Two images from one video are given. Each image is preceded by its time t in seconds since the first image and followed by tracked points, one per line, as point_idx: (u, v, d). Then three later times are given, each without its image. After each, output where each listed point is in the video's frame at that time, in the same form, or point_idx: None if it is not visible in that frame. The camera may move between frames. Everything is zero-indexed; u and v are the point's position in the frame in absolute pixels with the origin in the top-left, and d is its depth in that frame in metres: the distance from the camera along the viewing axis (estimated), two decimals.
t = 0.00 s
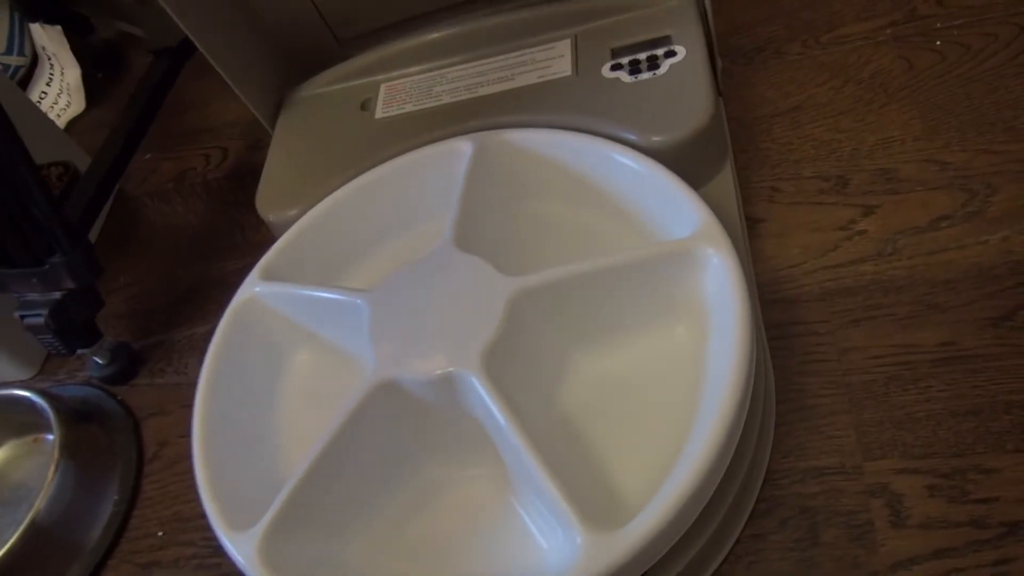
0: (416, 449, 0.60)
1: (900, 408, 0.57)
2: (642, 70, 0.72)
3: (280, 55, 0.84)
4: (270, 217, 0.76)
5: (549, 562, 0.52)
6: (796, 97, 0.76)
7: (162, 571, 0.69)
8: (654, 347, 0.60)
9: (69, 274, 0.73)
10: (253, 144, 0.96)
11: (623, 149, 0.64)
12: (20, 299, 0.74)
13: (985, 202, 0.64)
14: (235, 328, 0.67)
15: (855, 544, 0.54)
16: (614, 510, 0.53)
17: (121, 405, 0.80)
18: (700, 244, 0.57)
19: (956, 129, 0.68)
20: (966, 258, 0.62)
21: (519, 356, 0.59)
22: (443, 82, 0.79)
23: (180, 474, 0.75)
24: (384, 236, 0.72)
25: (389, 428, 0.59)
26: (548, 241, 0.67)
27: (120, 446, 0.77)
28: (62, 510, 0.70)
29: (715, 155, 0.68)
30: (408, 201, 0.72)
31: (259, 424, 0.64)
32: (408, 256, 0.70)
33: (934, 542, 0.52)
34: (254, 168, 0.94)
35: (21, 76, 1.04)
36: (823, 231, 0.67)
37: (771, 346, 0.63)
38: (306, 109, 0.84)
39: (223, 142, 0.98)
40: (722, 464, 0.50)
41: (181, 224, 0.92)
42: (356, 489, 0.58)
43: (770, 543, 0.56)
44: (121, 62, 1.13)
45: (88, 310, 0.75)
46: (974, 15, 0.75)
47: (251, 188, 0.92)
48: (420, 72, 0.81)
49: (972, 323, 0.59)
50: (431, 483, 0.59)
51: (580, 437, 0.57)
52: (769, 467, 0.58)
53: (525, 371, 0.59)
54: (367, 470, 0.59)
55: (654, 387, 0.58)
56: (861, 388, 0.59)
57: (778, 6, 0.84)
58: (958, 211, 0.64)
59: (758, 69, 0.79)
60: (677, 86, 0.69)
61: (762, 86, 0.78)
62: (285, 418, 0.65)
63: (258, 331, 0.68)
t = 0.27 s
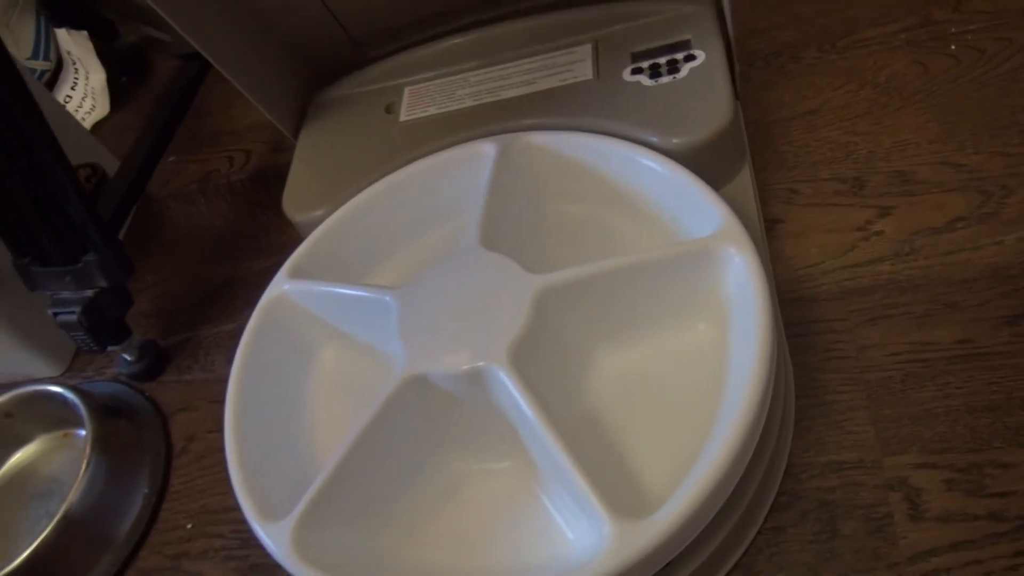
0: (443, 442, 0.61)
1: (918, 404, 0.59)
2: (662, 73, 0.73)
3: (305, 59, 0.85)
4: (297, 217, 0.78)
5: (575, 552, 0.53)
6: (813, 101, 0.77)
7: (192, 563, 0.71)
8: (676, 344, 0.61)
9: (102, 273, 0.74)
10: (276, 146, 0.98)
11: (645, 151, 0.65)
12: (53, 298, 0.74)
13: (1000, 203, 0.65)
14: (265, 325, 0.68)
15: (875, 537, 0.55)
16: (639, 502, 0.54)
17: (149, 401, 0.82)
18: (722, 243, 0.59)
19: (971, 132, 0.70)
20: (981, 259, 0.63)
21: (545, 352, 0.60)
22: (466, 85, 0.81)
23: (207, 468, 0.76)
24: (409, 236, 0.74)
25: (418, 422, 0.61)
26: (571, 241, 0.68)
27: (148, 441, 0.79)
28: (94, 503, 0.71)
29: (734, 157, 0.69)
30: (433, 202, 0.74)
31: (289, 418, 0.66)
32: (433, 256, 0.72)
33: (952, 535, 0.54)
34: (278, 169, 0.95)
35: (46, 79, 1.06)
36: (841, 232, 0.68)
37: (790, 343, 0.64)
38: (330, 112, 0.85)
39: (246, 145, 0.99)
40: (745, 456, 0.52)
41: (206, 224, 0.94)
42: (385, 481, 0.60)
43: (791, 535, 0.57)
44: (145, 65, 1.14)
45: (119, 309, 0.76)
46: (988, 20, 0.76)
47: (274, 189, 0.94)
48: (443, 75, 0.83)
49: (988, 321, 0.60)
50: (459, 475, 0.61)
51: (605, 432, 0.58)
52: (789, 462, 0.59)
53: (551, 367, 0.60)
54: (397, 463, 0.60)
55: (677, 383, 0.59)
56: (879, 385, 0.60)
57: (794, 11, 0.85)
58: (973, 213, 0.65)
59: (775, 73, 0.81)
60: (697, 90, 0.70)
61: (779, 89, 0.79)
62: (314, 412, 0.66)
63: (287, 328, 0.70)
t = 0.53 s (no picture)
0: (453, 448, 0.62)
1: (924, 415, 0.59)
2: (672, 85, 0.74)
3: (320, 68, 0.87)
4: (310, 224, 0.79)
5: (583, 558, 0.54)
6: (822, 113, 0.78)
7: (202, 565, 0.72)
8: (684, 353, 0.62)
9: (117, 277, 0.76)
10: (288, 153, 0.99)
11: (655, 162, 0.66)
12: (68, 300, 0.76)
13: (1006, 217, 0.66)
14: (277, 330, 0.69)
15: (880, 545, 0.55)
16: (647, 508, 0.54)
17: (161, 404, 0.83)
18: (730, 254, 0.59)
19: (978, 146, 0.70)
20: (987, 271, 0.64)
21: (555, 359, 0.61)
22: (478, 95, 0.82)
23: (218, 472, 0.77)
24: (420, 244, 0.75)
25: (428, 427, 0.62)
26: (581, 250, 0.69)
27: (160, 444, 0.79)
28: (106, 504, 0.72)
29: (743, 168, 0.70)
30: (444, 210, 0.74)
31: (301, 422, 0.67)
32: (444, 263, 0.73)
33: (957, 545, 0.54)
34: (290, 177, 0.97)
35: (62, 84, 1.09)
36: (848, 244, 0.69)
37: (797, 353, 0.65)
38: (344, 120, 0.87)
39: (259, 152, 1.01)
40: (752, 464, 0.52)
41: (219, 230, 0.95)
42: (395, 485, 0.60)
43: (797, 543, 0.57)
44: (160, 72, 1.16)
45: (133, 312, 0.78)
46: (996, 35, 0.77)
47: (287, 195, 0.95)
48: (455, 85, 0.84)
49: (994, 333, 0.61)
50: (468, 480, 0.61)
51: (613, 439, 0.59)
52: (795, 470, 0.60)
53: (560, 374, 0.61)
54: (407, 467, 0.61)
55: (685, 391, 0.60)
56: (885, 395, 0.61)
57: (803, 24, 0.86)
58: (980, 225, 0.66)
59: (784, 85, 0.82)
60: (707, 102, 0.71)
61: (788, 102, 0.80)
62: (325, 417, 0.67)
63: (299, 333, 0.70)
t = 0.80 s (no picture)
0: (444, 456, 0.62)
1: (920, 426, 0.58)
2: (668, 92, 0.74)
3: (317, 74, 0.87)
4: (305, 230, 0.78)
5: (574, 568, 0.53)
6: (819, 121, 0.77)
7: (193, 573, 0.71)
8: (678, 362, 0.61)
9: (111, 283, 0.75)
10: (286, 159, 0.99)
11: (650, 169, 0.65)
12: (63, 306, 0.75)
13: (1005, 226, 0.65)
14: (270, 337, 0.69)
15: (874, 558, 0.55)
16: (638, 518, 0.54)
17: (155, 410, 0.83)
18: (724, 262, 0.59)
19: (976, 155, 0.70)
20: (984, 281, 0.63)
21: (547, 367, 0.61)
22: (474, 101, 0.81)
23: (211, 479, 0.77)
24: (414, 250, 0.74)
25: (419, 434, 0.61)
26: (575, 257, 0.69)
27: (153, 450, 0.79)
28: (97, 511, 0.72)
29: (739, 176, 0.69)
30: (439, 217, 0.74)
31: (292, 430, 0.66)
32: (438, 270, 0.73)
33: (951, 558, 0.53)
34: (288, 183, 0.96)
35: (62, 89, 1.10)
36: (845, 252, 0.68)
37: (792, 362, 0.64)
38: (340, 126, 0.86)
39: (257, 157, 1.01)
40: (745, 474, 0.52)
41: (215, 236, 0.95)
42: (386, 494, 0.60)
43: (790, 555, 0.57)
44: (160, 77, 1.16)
45: (128, 319, 0.77)
46: (996, 43, 0.76)
47: (284, 201, 0.95)
48: (452, 92, 0.84)
49: (992, 343, 0.60)
50: (459, 489, 0.61)
51: (605, 448, 0.58)
52: (789, 481, 0.59)
53: (553, 382, 0.60)
54: (397, 476, 0.60)
55: (678, 400, 0.59)
56: (881, 406, 0.60)
57: (802, 32, 0.85)
58: (977, 235, 0.65)
59: (782, 93, 0.81)
60: (702, 111, 0.71)
61: (786, 109, 0.80)
62: (317, 424, 0.67)
63: (292, 340, 0.70)
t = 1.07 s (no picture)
0: (443, 463, 0.60)
1: (928, 431, 0.57)
2: (670, 92, 0.73)
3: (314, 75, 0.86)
4: (302, 233, 0.77)
5: None
6: (824, 121, 0.76)
7: None
8: (680, 367, 0.60)
9: (105, 288, 0.74)
10: (284, 162, 0.98)
11: (652, 170, 0.64)
12: (57, 312, 0.75)
13: (1013, 226, 0.64)
14: (265, 342, 0.68)
15: (882, 567, 0.53)
16: (640, 527, 0.53)
17: (151, 416, 0.82)
18: (727, 265, 0.58)
19: (984, 154, 0.68)
20: (993, 283, 0.62)
21: (546, 373, 0.60)
22: (473, 103, 0.80)
23: (207, 486, 0.76)
24: (412, 254, 0.73)
25: (417, 441, 0.60)
26: (575, 260, 0.68)
27: (149, 457, 0.78)
28: (91, 519, 0.71)
29: (742, 177, 0.68)
30: (437, 220, 0.73)
31: (288, 436, 0.65)
32: (437, 274, 0.71)
33: (962, 567, 0.52)
34: (286, 186, 0.95)
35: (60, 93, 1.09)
36: (850, 254, 0.67)
37: (797, 366, 0.63)
38: (338, 128, 0.85)
39: (255, 161, 1.00)
40: (750, 481, 0.50)
41: (212, 239, 0.94)
42: (383, 502, 0.59)
43: (796, 565, 0.55)
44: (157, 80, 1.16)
45: (123, 324, 0.76)
46: (1002, 40, 0.75)
47: (282, 205, 0.94)
48: (451, 93, 0.83)
49: (1001, 347, 0.59)
50: (457, 497, 0.60)
51: (606, 455, 0.57)
52: (795, 488, 0.58)
53: (552, 387, 0.59)
54: (394, 483, 0.59)
55: (680, 405, 0.58)
56: (888, 411, 0.59)
57: (805, 31, 0.84)
58: (985, 236, 0.64)
59: (785, 93, 0.80)
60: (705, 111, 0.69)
61: (789, 109, 0.78)
62: (314, 431, 0.66)
63: (288, 345, 0.69)
